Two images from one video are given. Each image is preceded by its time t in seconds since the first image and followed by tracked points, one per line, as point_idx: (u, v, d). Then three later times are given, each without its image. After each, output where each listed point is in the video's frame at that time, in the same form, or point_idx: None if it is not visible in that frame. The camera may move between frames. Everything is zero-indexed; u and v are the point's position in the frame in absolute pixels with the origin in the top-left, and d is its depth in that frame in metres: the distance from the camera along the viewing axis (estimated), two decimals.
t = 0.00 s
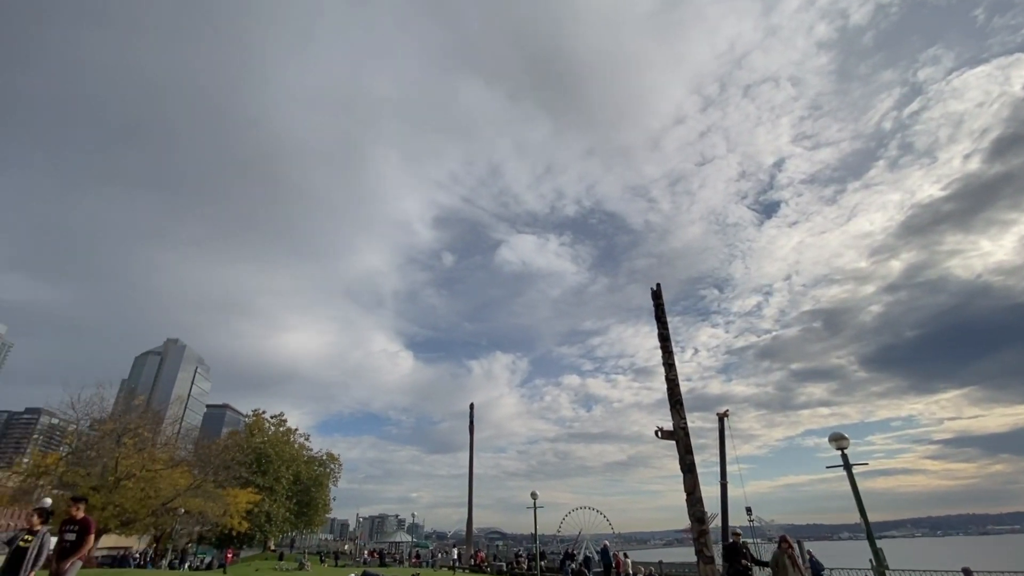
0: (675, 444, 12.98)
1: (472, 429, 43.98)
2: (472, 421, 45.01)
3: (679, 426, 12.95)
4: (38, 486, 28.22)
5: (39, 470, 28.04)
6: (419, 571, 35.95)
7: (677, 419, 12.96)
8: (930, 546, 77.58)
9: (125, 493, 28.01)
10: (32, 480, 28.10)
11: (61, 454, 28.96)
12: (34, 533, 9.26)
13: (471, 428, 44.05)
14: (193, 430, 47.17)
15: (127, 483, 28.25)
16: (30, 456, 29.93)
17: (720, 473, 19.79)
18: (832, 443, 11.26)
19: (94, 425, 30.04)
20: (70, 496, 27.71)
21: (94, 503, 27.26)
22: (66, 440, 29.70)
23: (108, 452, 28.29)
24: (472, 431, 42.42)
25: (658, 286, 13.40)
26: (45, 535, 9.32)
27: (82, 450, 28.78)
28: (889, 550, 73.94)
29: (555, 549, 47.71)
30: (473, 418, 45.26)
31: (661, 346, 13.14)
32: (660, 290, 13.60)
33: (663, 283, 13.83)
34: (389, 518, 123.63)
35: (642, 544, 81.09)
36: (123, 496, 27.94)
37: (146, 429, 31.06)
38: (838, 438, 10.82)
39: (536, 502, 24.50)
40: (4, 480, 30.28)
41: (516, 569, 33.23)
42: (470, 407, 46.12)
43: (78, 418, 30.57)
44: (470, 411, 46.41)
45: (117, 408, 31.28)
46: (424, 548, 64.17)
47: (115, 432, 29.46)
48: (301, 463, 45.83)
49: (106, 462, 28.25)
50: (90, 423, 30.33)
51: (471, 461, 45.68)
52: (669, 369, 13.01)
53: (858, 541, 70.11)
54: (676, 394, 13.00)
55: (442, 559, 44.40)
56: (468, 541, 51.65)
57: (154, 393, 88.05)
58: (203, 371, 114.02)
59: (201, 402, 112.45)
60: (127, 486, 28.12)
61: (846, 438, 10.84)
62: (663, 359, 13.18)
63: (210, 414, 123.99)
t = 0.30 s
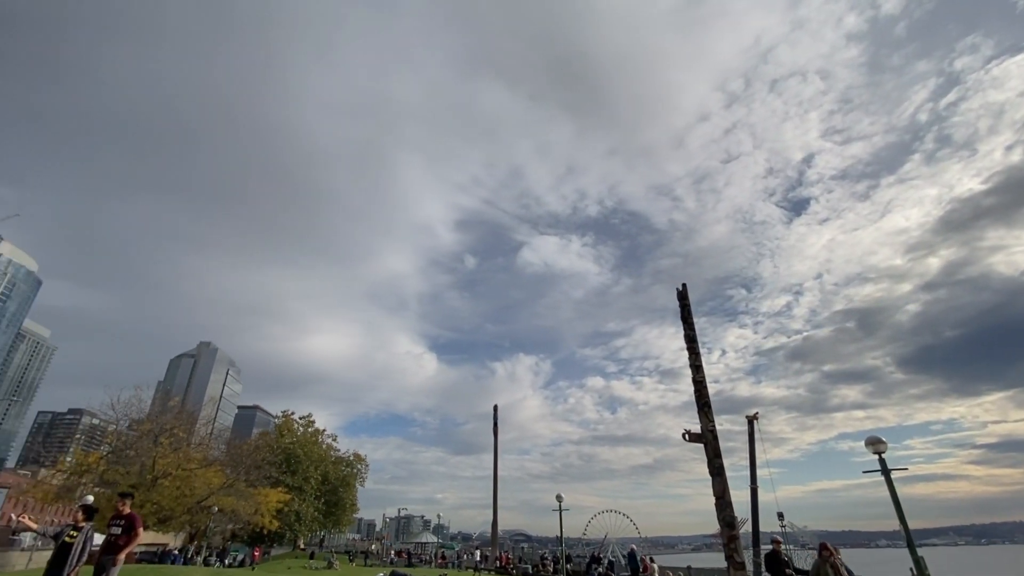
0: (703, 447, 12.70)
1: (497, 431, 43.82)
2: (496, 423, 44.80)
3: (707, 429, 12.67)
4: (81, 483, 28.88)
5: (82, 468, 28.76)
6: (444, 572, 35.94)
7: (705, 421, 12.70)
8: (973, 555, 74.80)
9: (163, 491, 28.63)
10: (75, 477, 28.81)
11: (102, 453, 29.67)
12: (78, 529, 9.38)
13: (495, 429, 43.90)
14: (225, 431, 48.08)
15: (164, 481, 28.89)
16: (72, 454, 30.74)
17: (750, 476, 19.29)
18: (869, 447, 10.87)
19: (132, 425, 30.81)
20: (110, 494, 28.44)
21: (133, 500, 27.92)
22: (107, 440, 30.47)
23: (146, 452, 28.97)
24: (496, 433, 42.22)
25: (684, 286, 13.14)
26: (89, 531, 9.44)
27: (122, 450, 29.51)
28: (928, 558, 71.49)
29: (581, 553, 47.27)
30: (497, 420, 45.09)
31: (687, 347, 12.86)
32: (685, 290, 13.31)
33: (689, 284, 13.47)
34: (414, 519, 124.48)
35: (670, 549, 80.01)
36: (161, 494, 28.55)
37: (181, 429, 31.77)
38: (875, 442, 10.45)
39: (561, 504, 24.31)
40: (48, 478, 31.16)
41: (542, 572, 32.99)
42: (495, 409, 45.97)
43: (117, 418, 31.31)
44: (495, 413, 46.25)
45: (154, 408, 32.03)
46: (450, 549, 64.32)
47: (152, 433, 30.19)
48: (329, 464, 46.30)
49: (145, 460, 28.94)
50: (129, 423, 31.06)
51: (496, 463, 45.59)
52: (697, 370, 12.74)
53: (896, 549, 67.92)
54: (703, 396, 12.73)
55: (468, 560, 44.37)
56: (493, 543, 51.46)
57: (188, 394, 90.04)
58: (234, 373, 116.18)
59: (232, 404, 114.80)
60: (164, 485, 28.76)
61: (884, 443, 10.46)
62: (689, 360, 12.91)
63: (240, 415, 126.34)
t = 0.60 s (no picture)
0: (732, 450, 12.42)
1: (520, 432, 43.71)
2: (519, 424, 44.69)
3: (736, 432, 12.40)
4: (120, 481, 29.64)
5: (121, 467, 29.50)
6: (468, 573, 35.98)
7: (733, 424, 12.42)
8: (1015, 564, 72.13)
9: (197, 489, 29.19)
10: (114, 475, 29.54)
11: (139, 452, 30.39)
12: (119, 524, 9.56)
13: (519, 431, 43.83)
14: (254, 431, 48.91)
15: (198, 479, 29.44)
16: (111, 453, 31.60)
17: (781, 481, 18.84)
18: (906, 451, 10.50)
19: (167, 425, 31.61)
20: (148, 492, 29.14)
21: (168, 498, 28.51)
22: (144, 439, 31.26)
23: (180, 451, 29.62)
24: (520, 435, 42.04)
25: (710, 286, 12.89)
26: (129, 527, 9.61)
27: (157, 449, 30.22)
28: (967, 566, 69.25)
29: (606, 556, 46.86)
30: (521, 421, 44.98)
31: (715, 349, 12.59)
32: (712, 291, 13.02)
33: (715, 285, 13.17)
34: (438, 519, 125.19)
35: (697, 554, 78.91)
36: (194, 492, 29.07)
37: (213, 429, 32.46)
38: (913, 446, 10.09)
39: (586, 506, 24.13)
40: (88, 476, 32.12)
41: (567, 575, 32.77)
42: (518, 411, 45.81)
43: (153, 419, 32.15)
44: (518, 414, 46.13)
45: (187, 409, 32.76)
46: (474, 550, 64.40)
47: (186, 432, 30.87)
48: (356, 464, 46.76)
49: (179, 459, 29.59)
50: (164, 423, 31.81)
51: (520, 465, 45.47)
52: (724, 372, 12.46)
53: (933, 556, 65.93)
54: (731, 398, 12.44)
55: (493, 562, 44.34)
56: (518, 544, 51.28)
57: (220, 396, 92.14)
58: (263, 374, 118.32)
59: (262, 404, 116.93)
60: (198, 483, 29.31)
61: (922, 447, 10.09)
62: (717, 362, 12.65)
63: (269, 416, 128.67)
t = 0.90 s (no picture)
0: (760, 454, 12.10)
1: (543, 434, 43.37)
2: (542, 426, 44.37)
3: (765, 435, 12.09)
4: (155, 479, 30.32)
5: (156, 465, 30.15)
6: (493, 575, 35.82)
7: (762, 427, 12.11)
8: None
9: (228, 488, 29.63)
10: (150, 473, 30.23)
11: (173, 451, 31.00)
12: (156, 521, 9.63)
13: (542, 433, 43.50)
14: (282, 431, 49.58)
15: (229, 478, 29.89)
16: (147, 451, 32.34)
17: (813, 485, 18.38)
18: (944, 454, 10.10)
19: (200, 425, 32.22)
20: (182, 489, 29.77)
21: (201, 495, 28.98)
22: (177, 438, 31.91)
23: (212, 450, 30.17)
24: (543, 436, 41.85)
25: (737, 286, 12.58)
26: (166, 524, 9.67)
27: (190, 448, 30.81)
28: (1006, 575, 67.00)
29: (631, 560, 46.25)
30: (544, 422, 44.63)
31: (742, 349, 12.27)
32: (738, 290, 12.68)
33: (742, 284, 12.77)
34: (462, 520, 125.71)
35: (724, 558, 77.88)
36: (226, 490, 29.52)
37: (243, 429, 32.96)
38: (951, 450, 9.72)
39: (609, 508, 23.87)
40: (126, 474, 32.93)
41: None
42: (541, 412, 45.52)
43: (186, 419, 32.78)
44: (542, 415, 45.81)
45: (218, 409, 33.32)
46: (498, 551, 64.19)
47: (218, 432, 31.40)
48: (380, 464, 47.07)
49: (211, 458, 30.10)
50: (197, 423, 32.43)
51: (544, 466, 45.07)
52: (752, 372, 12.14)
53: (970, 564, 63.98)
54: (759, 400, 12.14)
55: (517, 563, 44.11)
56: (541, 546, 51.05)
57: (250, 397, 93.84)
58: (290, 376, 120.10)
59: (289, 405, 118.62)
60: (229, 482, 29.76)
61: (961, 451, 9.71)
62: (744, 362, 12.36)
63: (297, 416, 130.62)
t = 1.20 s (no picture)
0: (789, 456, 11.79)
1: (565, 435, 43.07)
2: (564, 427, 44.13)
3: (794, 438, 11.78)
4: (187, 477, 30.91)
5: (188, 463, 30.71)
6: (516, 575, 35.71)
7: (791, 430, 11.79)
8: None
9: (256, 486, 30.06)
10: (182, 471, 30.81)
11: (204, 450, 31.56)
12: (190, 518, 9.78)
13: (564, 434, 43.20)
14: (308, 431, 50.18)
15: (257, 476, 30.30)
16: (179, 450, 32.96)
17: (844, 489, 17.89)
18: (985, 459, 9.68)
19: (229, 424, 32.71)
20: (213, 488, 30.30)
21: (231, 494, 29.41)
22: (208, 437, 32.47)
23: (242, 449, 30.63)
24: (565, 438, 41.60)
25: (763, 285, 12.30)
26: (198, 521, 9.81)
27: (220, 447, 31.31)
28: None
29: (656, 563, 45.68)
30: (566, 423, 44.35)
31: (769, 350, 11.96)
32: (764, 290, 12.36)
33: (768, 283, 12.44)
34: (484, 521, 126.03)
35: (751, 562, 76.70)
36: (254, 488, 29.97)
37: (271, 429, 33.36)
38: (993, 455, 9.32)
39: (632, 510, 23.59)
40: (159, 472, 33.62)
41: None
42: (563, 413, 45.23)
43: (216, 418, 33.33)
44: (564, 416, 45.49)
45: (246, 409, 33.80)
46: (521, 553, 64.00)
47: (247, 431, 31.86)
48: (404, 464, 47.33)
49: (240, 458, 30.56)
50: (226, 422, 32.94)
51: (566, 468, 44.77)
52: (779, 373, 11.84)
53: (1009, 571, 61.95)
54: (787, 401, 11.82)
55: (541, 565, 43.90)
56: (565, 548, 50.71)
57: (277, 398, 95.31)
58: (316, 376, 121.68)
59: (315, 405, 120.12)
60: (257, 480, 30.18)
61: (1003, 455, 9.31)
62: (772, 364, 12.04)
63: (322, 416, 132.25)
